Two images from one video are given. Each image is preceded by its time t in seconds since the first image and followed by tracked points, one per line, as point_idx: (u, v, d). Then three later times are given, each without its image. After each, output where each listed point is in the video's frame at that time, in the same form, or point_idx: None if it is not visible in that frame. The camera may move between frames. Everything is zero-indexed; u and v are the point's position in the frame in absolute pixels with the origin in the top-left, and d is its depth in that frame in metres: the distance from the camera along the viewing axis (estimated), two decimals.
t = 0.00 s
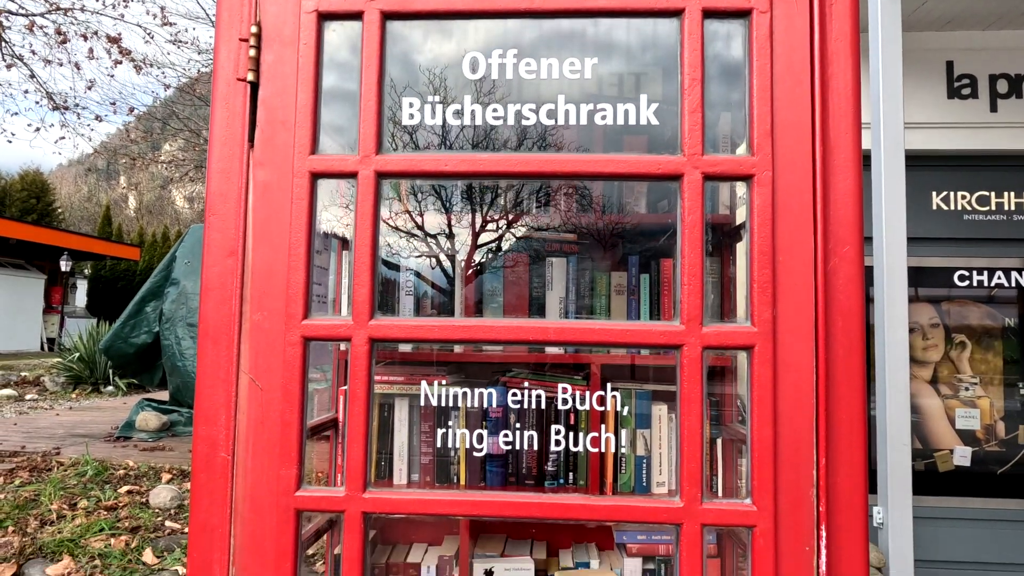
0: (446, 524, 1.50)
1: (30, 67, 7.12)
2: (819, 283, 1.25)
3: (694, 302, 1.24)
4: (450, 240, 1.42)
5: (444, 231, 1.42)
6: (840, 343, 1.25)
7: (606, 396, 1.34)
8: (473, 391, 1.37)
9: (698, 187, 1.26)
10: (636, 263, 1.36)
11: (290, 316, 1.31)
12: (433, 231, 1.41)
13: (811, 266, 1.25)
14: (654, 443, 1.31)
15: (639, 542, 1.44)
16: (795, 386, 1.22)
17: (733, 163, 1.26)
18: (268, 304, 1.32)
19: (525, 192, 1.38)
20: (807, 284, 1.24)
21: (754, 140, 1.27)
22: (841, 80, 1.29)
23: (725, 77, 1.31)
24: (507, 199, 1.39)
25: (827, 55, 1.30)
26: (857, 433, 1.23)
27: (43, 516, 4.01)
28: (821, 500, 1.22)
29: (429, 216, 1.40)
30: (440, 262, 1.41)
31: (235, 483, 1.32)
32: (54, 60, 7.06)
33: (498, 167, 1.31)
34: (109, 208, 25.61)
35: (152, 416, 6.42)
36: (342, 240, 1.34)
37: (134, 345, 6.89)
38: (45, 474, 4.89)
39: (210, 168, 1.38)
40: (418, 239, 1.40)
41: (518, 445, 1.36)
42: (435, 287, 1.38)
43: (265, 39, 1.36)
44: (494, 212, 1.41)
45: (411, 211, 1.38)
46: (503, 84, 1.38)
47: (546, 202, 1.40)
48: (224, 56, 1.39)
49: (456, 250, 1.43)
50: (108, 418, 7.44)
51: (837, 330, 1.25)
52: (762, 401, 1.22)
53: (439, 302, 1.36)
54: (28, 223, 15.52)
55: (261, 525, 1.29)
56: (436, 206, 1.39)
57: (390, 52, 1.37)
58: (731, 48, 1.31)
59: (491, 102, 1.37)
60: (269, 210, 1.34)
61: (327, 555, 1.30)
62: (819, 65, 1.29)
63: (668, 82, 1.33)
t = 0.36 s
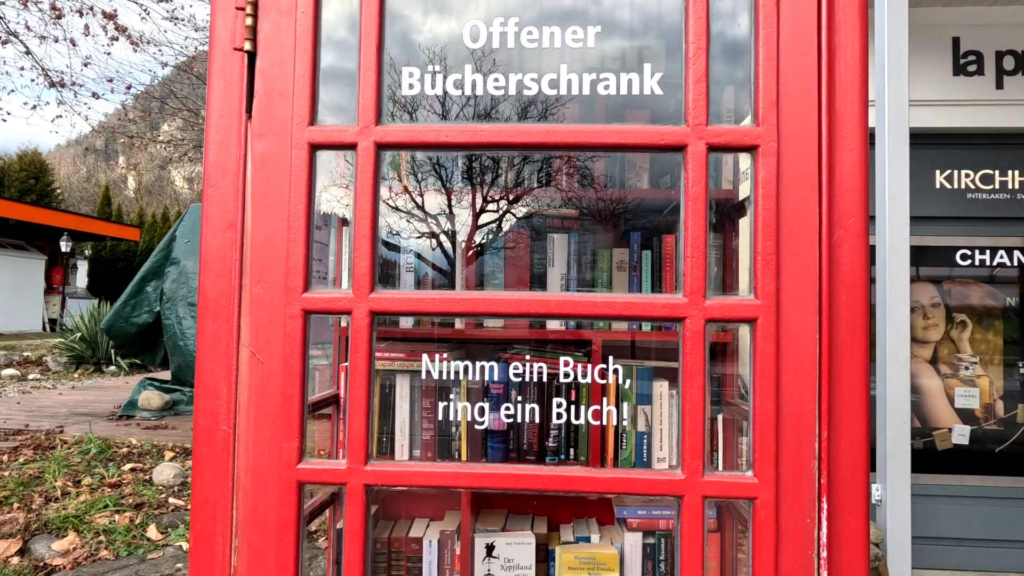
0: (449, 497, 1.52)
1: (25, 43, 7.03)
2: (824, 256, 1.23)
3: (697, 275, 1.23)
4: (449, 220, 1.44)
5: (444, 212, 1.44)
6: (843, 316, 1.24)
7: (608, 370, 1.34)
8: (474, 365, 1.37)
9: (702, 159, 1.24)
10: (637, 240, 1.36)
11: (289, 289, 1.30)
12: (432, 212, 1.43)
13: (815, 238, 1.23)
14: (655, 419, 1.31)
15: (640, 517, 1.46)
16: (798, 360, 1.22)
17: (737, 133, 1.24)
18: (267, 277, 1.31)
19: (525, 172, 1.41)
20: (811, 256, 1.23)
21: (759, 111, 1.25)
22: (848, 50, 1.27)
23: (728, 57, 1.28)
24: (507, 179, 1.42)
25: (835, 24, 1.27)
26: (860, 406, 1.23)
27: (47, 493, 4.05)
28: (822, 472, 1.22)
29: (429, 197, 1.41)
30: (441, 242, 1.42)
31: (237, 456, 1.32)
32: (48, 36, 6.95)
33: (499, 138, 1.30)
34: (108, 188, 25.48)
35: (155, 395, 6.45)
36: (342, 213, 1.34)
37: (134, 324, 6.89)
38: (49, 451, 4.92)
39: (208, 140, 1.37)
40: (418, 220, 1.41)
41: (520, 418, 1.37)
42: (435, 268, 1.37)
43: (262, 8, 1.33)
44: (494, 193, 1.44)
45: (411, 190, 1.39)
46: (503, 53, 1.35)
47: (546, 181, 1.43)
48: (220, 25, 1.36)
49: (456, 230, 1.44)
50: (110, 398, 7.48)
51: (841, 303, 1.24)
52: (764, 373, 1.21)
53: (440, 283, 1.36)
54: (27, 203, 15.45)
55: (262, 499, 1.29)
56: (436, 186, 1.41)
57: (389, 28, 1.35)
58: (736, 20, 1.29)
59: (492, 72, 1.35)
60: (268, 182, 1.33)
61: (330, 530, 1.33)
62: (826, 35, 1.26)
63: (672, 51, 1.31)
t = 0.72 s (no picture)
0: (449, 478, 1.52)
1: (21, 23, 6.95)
2: (830, 229, 1.21)
3: (702, 248, 1.21)
4: (449, 205, 1.42)
5: (444, 196, 1.43)
6: (850, 290, 1.22)
7: (610, 345, 1.34)
8: (474, 340, 1.36)
9: (707, 130, 1.21)
10: (639, 219, 1.36)
11: (287, 263, 1.28)
12: (433, 195, 1.42)
13: (822, 211, 1.21)
14: (657, 398, 1.30)
15: (641, 497, 1.47)
16: (803, 334, 1.20)
17: (743, 103, 1.21)
18: (264, 250, 1.29)
19: (527, 155, 1.41)
20: (818, 229, 1.21)
21: (766, 81, 1.22)
22: (857, 20, 1.24)
23: (731, 39, 1.25)
24: (508, 163, 1.43)
25: None
26: (865, 381, 1.21)
27: (50, 474, 4.06)
28: (827, 448, 1.20)
29: (430, 180, 1.41)
30: (442, 228, 1.38)
31: (235, 432, 1.30)
32: (44, 16, 6.86)
33: (499, 108, 1.27)
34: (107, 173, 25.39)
35: (156, 377, 6.47)
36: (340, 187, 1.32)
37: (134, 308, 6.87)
38: (50, 433, 4.93)
39: (202, 112, 1.34)
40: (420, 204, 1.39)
41: (521, 394, 1.36)
42: (435, 252, 1.34)
43: None
44: (495, 178, 1.44)
45: (410, 169, 1.37)
46: (504, 21, 1.32)
47: (548, 166, 1.42)
48: None
49: (456, 214, 1.41)
50: (111, 381, 7.49)
51: (847, 276, 1.22)
52: (769, 348, 1.19)
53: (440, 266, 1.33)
54: (27, 187, 15.40)
55: (261, 474, 1.28)
56: (436, 170, 1.41)
57: (386, 16, 1.31)
58: None
59: (493, 41, 1.32)
60: (264, 153, 1.30)
61: (330, 510, 1.35)
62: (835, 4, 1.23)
63: (678, 18, 1.27)
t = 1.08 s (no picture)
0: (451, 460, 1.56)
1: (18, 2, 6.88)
2: (834, 205, 1.19)
3: (705, 225, 1.19)
4: (451, 187, 1.42)
5: (445, 179, 1.43)
6: (853, 267, 1.21)
7: (612, 322, 1.34)
8: (472, 318, 1.35)
9: (711, 104, 1.19)
10: (642, 199, 1.34)
11: (284, 241, 1.27)
12: (434, 178, 1.42)
13: (826, 188, 1.19)
14: (658, 379, 1.29)
15: (642, 477, 1.48)
16: (806, 311, 1.19)
17: (748, 77, 1.19)
18: (262, 227, 1.28)
19: (528, 140, 1.42)
20: (822, 205, 1.19)
21: (771, 55, 1.19)
22: None
23: (736, 19, 1.22)
24: (510, 148, 1.43)
25: None
26: (867, 358, 1.21)
27: (54, 455, 4.09)
28: (829, 426, 1.20)
29: (431, 164, 1.42)
30: (443, 213, 1.37)
31: (234, 410, 1.30)
32: None
33: (499, 83, 1.25)
34: (108, 156, 25.31)
35: (158, 360, 6.50)
36: (338, 165, 1.30)
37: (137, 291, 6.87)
38: (54, 415, 4.96)
39: (198, 88, 1.32)
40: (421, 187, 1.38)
41: (522, 372, 1.36)
42: (435, 236, 1.32)
43: None
44: (495, 160, 1.45)
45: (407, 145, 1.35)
46: None
47: (550, 150, 1.43)
48: None
49: (458, 196, 1.40)
50: (114, 363, 7.53)
51: (851, 253, 1.21)
52: (771, 325, 1.18)
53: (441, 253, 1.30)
54: (27, 171, 15.36)
55: (261, 452, 1.28)
56: (438, 154, 1.42)
57: None
58: None
59: (493, 14, 1.30)
60: (261, 128, 1.28)
61: (331, 490, 1.34)
62: None
63: None
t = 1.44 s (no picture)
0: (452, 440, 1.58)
1: None
2: (836, 181, 1.18)
3: (705, 201, 1.18)
4: (451, 169, 1.41)
5: (446, 162, 1.42)
6: (854, 243, 1.21)
7: (613, 299, 1.32)
8: (471, 295, 1.35)
9: (712, 79, 1.18)
10: (643, 178, 1.34)
11: (283, 217, 1.26)
12: (434, 161, 1.41)
13: (828, 163, 1.18)
14: (658, 358, 1.28)
15: (642, 456, 1.47)
16: (806, 287, 1.18)
17: (751, 51, 1.17)
18: (259, 203, 1.27)
19: (529, 123, 1.42)
20: (823, 181, 1.18)
21: (774, 29, 1.18)
22: None
23: None
24: (511, 131, 1.44)
25: None
26: (866, 334, 1.21)
27: (57, 436, 4.11)
28: (828, 402, 1.20)
29: (432, 147, 1.42)
30: (444, 198, 1.35)
31: (234, 386, 1.31)
32: None
33: (498, 57, 1.23)
34: (107, 140, 25.20)
35: (160, 342, 6.52)
36: (336, 142, 1.29)
37: (138, 274, 6.86)
38: (58, 396, 4.99)
39: (195, 64, 1.31)
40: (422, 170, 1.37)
41: (521, 350, 1.36)
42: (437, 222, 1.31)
43: None
44: (496, 142, 1.44)
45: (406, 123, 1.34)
46: None
47: (551, 135, 1.43)
48: None
49: (455, 179, 1.40)
50: (116, 346, 7.55)
51: (852, 229, 1.20)
52: (771, 301, 1.18)
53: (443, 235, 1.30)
54: (27, 154, 15.31)
55: (262, 429, 1.28)
56: (438, 137, 1.42)
57: None
58: None
59: None
60: (258, 104, 1.27)
61: (332, 471, 1.35)
62: None
63: None
